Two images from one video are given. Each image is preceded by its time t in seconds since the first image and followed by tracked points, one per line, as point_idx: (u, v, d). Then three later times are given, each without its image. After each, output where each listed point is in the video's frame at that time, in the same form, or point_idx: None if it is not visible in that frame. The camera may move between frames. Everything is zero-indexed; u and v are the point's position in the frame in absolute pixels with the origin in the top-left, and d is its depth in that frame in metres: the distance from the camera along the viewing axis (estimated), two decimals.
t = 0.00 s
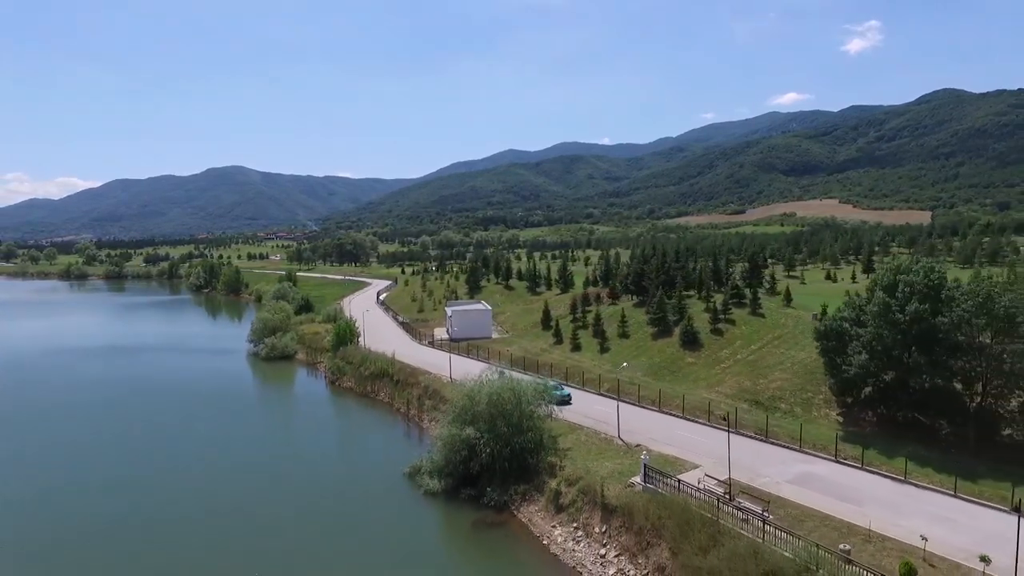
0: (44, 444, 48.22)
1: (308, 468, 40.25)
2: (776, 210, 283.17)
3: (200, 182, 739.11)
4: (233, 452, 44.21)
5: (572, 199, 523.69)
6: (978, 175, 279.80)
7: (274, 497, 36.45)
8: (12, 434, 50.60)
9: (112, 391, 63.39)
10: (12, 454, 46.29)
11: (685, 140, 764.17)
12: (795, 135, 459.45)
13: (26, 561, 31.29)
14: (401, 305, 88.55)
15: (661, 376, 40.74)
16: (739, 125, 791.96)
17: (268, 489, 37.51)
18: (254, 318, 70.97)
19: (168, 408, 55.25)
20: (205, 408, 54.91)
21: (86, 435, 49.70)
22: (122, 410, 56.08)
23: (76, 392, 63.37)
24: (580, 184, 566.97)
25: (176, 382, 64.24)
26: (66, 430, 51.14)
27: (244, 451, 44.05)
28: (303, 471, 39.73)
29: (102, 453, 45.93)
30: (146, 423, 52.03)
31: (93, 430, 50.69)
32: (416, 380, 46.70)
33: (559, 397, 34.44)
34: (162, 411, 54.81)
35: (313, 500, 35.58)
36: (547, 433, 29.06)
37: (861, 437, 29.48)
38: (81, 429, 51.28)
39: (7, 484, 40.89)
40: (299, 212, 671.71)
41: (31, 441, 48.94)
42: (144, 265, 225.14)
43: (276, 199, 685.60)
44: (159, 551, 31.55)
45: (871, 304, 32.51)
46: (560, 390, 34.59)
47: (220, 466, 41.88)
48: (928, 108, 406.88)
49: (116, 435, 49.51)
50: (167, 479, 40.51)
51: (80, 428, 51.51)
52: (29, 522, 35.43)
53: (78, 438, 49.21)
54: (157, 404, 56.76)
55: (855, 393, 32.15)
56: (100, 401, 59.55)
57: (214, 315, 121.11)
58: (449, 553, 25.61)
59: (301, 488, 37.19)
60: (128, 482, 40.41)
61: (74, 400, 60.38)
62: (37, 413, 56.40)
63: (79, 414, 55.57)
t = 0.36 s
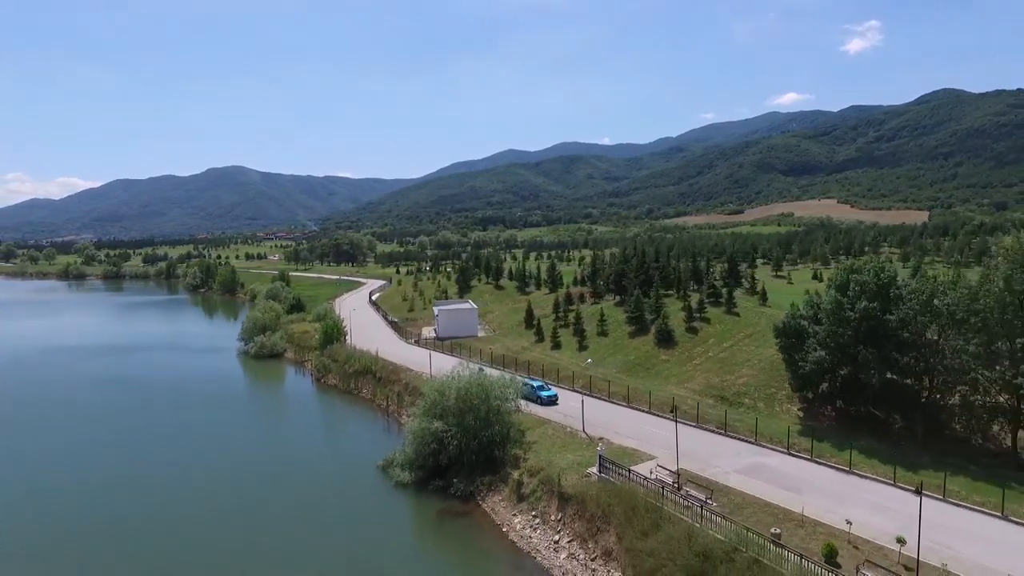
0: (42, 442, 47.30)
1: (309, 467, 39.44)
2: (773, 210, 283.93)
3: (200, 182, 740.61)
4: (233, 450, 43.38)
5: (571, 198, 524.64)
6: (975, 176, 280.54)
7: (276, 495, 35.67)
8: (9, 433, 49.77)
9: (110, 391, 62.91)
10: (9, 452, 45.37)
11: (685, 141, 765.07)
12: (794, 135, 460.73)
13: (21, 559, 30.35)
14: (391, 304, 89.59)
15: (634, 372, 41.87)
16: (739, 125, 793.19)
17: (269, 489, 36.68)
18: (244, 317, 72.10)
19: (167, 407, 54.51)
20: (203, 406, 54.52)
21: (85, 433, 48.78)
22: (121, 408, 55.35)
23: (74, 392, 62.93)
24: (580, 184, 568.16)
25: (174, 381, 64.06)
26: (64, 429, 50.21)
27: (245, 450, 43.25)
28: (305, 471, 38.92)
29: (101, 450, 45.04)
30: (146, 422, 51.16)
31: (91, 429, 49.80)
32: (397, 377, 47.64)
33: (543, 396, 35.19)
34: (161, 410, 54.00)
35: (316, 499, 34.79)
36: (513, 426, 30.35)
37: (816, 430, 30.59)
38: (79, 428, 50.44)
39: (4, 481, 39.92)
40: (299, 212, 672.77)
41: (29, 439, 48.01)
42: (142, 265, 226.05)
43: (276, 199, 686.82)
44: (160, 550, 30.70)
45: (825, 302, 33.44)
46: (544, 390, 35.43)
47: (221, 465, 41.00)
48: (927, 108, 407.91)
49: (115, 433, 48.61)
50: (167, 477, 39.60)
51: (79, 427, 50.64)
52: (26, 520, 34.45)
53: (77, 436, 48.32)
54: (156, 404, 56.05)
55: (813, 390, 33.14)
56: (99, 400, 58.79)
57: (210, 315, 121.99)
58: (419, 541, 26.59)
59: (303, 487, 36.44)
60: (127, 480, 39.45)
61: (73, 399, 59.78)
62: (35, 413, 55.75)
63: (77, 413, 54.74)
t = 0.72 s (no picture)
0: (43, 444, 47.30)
1: (308, 467, 39.73)
2: (771, 210, 284.81)
3: (200, 182, 742.07)
4: (234, 451, 43.68)
5: (571, 199, 525.62)
6: (973, 176, 281.36)
7: (276, 496, 35.91)
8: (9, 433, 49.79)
9: (107, 388, 62.94)
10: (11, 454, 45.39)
11: (685, 141, 766.28)
12: (794, 135, 461.63)
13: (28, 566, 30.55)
14: (382, 304, 90.75)
15: (608, 370, 43.00)
16: (739, 125, 794.31)
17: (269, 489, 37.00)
18: (235, 317, 73.38)
19: (166, 407, 54.63)
20: (200, 405, 54.87)
21: (87, 434, 48.90)
22: (120, 407, 55.42)
23: (71, 389, 62.96)
24: (580, 184, 569.43)
25: (171, 379, 64.39)
26: (63, 429, 50.21)
27: (246, 450, 43.56)
28: (305, 470, 39.26)
29: (104, 452, 45.26)
30: (145, 422, 51.26)
31: (91, 429, 49.87)
32: (379, 375, 48.69)
33: (528, 398, 34.50)
34: (161, 410, 54.14)
35: (317, 498, 35.14)
36: (481, 420, 31.43)
37: (774, 424, 31.62)
38: (79, 428, 50.43)
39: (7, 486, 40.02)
40: (299, 212, 674.13)
41: (31, 441, 47.97)
42: (140, 265, 227.09)
43: (275, 199, 688.21)
44: (164, 552, 30.94)
45: (782, 301, 33.37)
46: (529, 391, 34.86)
47: (223, 465, 41.31)
48: (926, 108, 408.64)
49: (115, 434, 48.73)
50: (170, 478, 39.89)
51: (79, 428, 50.72)
52: (31, 526, 34.67)
53: (78, 437, 48.42)
54: (155, 403, 56.13)
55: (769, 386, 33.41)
56: (98, 399, 58.78)
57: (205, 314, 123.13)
58: (389, 530, 27.64)
59: (303, 487, 36.66)
60: (131, 483, 39.68)
61: (70, 397, 59.73)
62: (34, 411, 55.75)
63: (76, 412, 54.73)
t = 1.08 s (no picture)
0: (41, 439, 46.22)
1: (309, 467, 38.93)
2: (769, 210, 285.29)
3: (200, 182, 743.23)
4: (234, 449, 42.90)
5: (570, 198, 528.74)
6: (971, 176, 281.79)
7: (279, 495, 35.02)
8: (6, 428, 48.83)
9: (103, 385, 62.32)
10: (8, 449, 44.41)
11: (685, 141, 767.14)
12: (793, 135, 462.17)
13: (22, 560, 29.63)
14: (373, 304, 91.92)
15: (584, 367, 44.12)
16: (739, 125, 794.91)
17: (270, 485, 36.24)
18: (227, 316, 74.63)
19: (164, 407, 53.34)
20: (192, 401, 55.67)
21: (84, 430, 47.88)
22: (118, 404, 54.40)
23: (66, 385, 62.25)
24: (579, 185, 570.33)
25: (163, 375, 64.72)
26: (60, 425, 49.22)
27: (246, 449, 42.74)
28: (306, 471, 38.42)
29: (101, 447, 44.32)
30: (144, 419, 50.33)
31: (89, 425, 48.79)
32: (362, 373, 49.79)
33: (515, 399, 34.67)
34: (158, 410, 52.86)
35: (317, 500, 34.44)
36: (453, 416, 32.72)
37: (737, 420, 32.65)
38: (77, 424, 49.44)
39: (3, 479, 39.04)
40: (299, 212, 675.29)
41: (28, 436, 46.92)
42: (138, 265, 227.91)
43: (275, 199, 689.19)
44: (166, 549, 29.86)
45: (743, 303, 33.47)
46: (517, 392, 34.97)
47: (222, 464, 40.43)
48: (925, 108, 409.00)
49: (113, 430, 47.72)
50: (169, 474, 38.98)
51: (76, 424, 49.64)
52: (27, 519, 33.70)
53: (75, 432, 47.35)
54: (152, 401, 55.25)
55: (731, 383, 33.94)
56: (96, 395, 57.74)
57: (200, 314, 124.10)
58: (365, 521, 28.62)
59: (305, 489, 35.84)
60: (128, 477, 38.76)
61: (67, 394, 58.53)
62: (29, 407, 54.63)
63: (73, 408, 53.65)
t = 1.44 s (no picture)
0: (42, 442, 46.23)
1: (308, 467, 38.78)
2: (766, 211, 286.24)
3: (200, 182, 744.37)
4: (234, 450, 42.84)
5: (570, 198, 530.49)
6: (968, 176, 282.67)
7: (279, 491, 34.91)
8: (7, 431, 48.78)
9: (101, 385, 62.43)
10: (10, 452, 44.39)
11: (685, 141, 768.45)
12: (792, 136, 463.33)
13: (23, 561, 29.58)
14: (366, 303, 93.16)
15: (563, 365, 45.37)
16: (739, 125, 796.03)
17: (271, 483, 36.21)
18: (219, 316, 75.93)
19: (165, 408, 53.57)
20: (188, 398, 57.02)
21: (85, 432, 47.81)
22: (118, 407, 54.29)
23: (64, 387, 62.36)
24: (578, 185, 571.48)
25: (158, 374, 65.58)
26: (61, 428, 49.15)
27: (246, 450, 42.65)
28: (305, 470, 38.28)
29: (102, 449, 44.30)
30: (145, 421, 50.24)
31: (89, 428, 48.77)
32: (347, 371, 51.00)
33: (503, 398, 35.31)
34: (159, 411, 53.05)
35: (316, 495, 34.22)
36: (428, 409, 34.27)
37: (704, 415, 33.73)
38: (78, 426, 49.38)
39: (5, 482, 39.06)
40: (299, 212, 676.59)
41: (29, 439, 46.93)
42: (137, 265, 228.96)
43: (275, 199, 690.23)
44: (167, 547, 29.81)
45: (708, 300, 34.30)
46: (505, 392, 35.61)
47: (222, 465, 40.41)
48: (924, 108, 409.96)
49: (114, 432, 47.71)
50: (170, 475, 38.95)
51: (77, 426, 49.60)
52: (28, 521, 33.71)
53: (77, 435, 47.34)
54: (152, 403, 55.17)
55: (698, 380, 34.93)
56: (96, 398, 57.62)
57: (196, 313, 125.24)
58: (347, 515, 29.59)
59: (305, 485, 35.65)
60: (129, 479, 38.74)
61: (68, 396, 58.85)
62: (30, 410, 54.58)
63: (74, 411, 53.62)
